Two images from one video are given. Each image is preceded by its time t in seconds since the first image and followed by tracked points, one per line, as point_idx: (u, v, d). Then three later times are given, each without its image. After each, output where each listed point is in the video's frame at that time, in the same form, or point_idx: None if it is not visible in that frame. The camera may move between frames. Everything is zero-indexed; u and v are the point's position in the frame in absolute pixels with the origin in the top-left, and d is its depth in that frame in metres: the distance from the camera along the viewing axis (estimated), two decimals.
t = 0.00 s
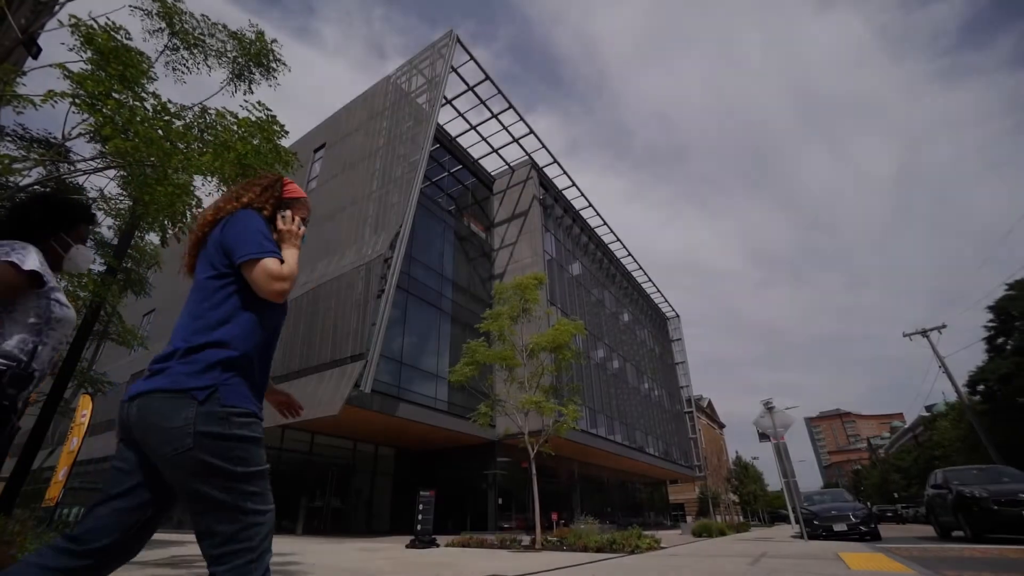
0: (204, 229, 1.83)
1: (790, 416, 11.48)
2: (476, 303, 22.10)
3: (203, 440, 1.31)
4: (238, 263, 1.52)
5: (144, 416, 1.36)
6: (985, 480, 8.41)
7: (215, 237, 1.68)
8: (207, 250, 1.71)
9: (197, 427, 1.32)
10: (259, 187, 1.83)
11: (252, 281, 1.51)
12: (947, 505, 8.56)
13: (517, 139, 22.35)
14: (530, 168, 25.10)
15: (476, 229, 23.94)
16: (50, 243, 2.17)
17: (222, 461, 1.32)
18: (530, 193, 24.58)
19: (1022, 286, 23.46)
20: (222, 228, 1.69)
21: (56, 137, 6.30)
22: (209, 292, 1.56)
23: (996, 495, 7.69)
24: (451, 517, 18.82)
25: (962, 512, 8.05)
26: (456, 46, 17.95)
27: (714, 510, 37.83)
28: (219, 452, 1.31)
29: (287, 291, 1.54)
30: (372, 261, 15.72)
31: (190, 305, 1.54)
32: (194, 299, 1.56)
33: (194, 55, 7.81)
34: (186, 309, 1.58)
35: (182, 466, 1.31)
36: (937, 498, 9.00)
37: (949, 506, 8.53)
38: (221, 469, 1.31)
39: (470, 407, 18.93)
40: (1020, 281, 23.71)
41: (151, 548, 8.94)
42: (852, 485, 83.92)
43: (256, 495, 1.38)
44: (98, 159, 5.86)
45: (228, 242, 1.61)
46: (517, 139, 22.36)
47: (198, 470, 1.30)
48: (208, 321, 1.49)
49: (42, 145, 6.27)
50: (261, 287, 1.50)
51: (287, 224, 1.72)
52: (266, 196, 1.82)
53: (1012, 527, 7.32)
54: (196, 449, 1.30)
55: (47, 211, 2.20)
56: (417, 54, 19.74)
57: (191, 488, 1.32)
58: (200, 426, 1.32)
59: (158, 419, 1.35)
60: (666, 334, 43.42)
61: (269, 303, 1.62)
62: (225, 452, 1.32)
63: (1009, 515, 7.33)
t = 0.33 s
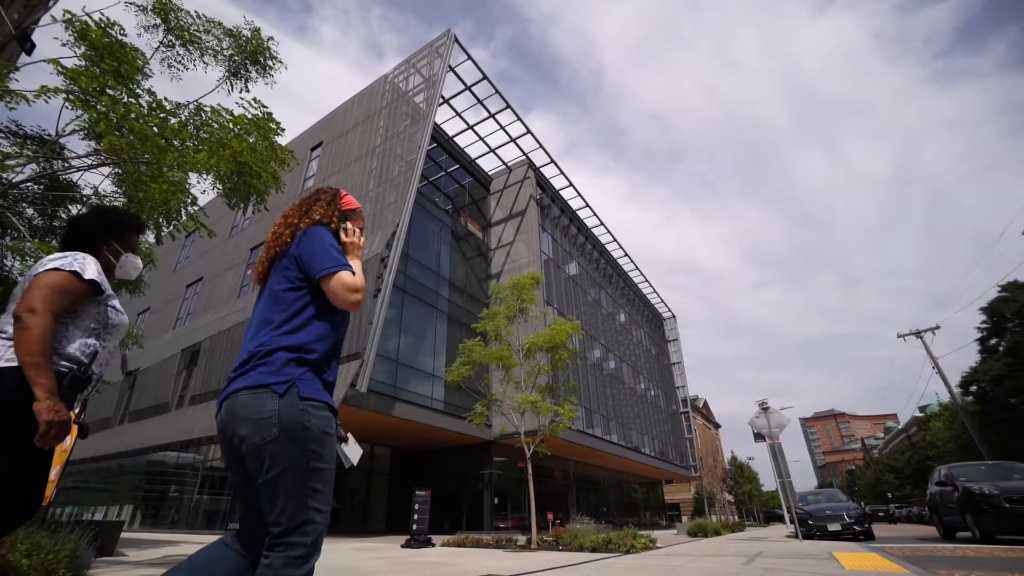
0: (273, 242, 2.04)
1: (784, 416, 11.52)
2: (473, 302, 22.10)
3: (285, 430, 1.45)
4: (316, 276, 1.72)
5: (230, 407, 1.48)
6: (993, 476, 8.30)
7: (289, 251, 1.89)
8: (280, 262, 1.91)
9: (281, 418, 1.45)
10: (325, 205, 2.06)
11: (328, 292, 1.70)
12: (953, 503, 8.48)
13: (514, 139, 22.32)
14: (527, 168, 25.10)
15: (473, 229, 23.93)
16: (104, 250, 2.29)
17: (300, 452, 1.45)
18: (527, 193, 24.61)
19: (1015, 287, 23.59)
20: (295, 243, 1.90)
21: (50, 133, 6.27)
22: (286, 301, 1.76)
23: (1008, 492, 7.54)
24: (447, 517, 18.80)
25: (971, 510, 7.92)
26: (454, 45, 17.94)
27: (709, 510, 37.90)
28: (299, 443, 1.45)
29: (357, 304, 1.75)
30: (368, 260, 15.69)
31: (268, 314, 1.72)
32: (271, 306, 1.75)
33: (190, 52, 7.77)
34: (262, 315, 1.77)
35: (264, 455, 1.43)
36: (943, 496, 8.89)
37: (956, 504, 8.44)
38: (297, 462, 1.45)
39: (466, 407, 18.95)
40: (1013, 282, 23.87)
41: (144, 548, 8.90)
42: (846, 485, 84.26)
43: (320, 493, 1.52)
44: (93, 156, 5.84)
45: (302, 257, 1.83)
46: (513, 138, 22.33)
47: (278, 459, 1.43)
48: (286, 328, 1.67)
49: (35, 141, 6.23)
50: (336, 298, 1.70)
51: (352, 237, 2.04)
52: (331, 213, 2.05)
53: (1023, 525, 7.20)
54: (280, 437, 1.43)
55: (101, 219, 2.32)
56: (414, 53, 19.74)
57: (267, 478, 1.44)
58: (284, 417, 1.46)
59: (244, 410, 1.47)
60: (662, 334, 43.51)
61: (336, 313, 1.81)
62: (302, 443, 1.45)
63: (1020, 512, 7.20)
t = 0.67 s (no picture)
0: (328, 248, 2.12)
1: (780, 416, 11.58)
2: (470, 302, 22.10)
3: (326, 428, 1.51)
4: (376, 285, 1.81)
5: (288, 400, 1.58)
6: (1004, 471, 8.02)
7: (347, 258, 1.97)
8: (338, 268, 1.99)
9: (326, 416, 1.52)
10: (379, 215, 2.15)
11: (388, 301, 1.79)
12: (963, 501, 8.26)
13: (512, 139, 22.33)
14: (524, 168, 25.11)
15: (470, 229, 23.91)
16: (149, 267, 2.52)
17: (335, 452, 1.51)
18: (524, 193, 24.65)
19: (1008, 288, 23.82)
20: (354, 251, 1.99)
21: (44, 130, 6.23)
22: (345, 307, 1.84)
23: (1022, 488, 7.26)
24: (443, 517, 18.80)
25: (983, 508, 7.62)
26: (452, 44, 17.92)
27: (705, 510, 38.00)
28: (337, 444, 1.51)
29: (413, 315, 1.84)
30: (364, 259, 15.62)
31: (329, 318, 1.80)
32: (331, 311, 1.83)
33: (185, 49, 7.73)
34: (322, 318, 1.85)
35: (306, 448, 1.50)
36: (953, 493, 8.65)
37: (965, 502, 8.21)
38: (327, 460, 1.50)
39: (463, 406, 18.96)
40: (1006, 284, 24.13)
41: (139, 548, 8.85)
42: (841, 485, 84.72)
43: (342, 497, 1.53)
44: (88, 153, 5.81)
45: (363, 264, 1.91)
46: (511, 138, 22.35)
47: (315, 454, 1.49)
48: (346, 332, 1.76)
49: (30, 138, 6.20)
50: (394, 308, 1.79)
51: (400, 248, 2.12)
52: (385, 224, 2.14)
53: None
54: (321, 435, 1.50)
55: (146, 239, 2.54)
56: (412, 52, 19.73)
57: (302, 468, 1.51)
58: (329, 418, 1.52)
59: (297, 404, 1.56)
60: (658, 335, 43.65)
61: (392, 320, 1.90)
62: (339, 444, 1.51)
63: None
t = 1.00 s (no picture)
0: (373, 270, 2.28)
1: (775, 417, 11.62)
2: (467, 302, 22.11)
3: (368, 436, 1.67)
4: (425, 309, 1.97)
5: (339, 412, 1.76)
6: (1016, 466, 7.63)
7: (395, 282, 2.12)
8: (386, 291, 2.15)
9: (369, 426, 1.69)
10: (420, 240, 2.30)
11: (438, 325, 1.95)
12: (976, 500, 7.80)
13: (509, 139, 22.36)
14: (521, 168, 25.12)
15: (467, 229, 23.90)
16: (190, 285, 2.68)
17: (376, 458, 1.67)
18: (521, 193, 24.64)
19: (1002, 290, 24.03)
20: (400, 275, 2.14)
21: (38, 127, 6.19)
22: (395, 328, 2.01)
23: None
24: (439, 517, 18.82)
25: (999, 504, 7.20)
26: (449, 44, 17.90)
27: (701, 510, 38.05)
28: (378, 451, 1.66)
29: (459, 334, 2.00)
30: (361, 259, 15.60)
31: (380, 339, 1.98)
32: (382, 333, 2.00)
33: (181, 46, 7.69)
34: (373, 339, 2.03)
35: (352, 454, 1.67)
36: (965, 492, 8.25)
37: (978, 500, 7.76)
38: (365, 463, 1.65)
39: (459, 406, 18.98)
40: (999, 285, 24.34)
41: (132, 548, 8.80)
42: (835, 484, 85.04)
43: (378, 498, 1.68)
44: (82, 150, 5.77)
45: (411, 288, 2.06)
46: (509, 138, 22.37)
47: (357, 460, 1.66)
48: (397, 354, 1.93)
49: (22, 135, 6.16)
50: (444, 329, 1.95)
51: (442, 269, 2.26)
52: (426, 248, 2.30)
53: None
54: (364, 442, 1.66)
55: (186, 259, 2.70)
56: (409, 51, 19.71)
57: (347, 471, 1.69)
58: (371, 428, 1.68)
59: (346, 416, 1.74)
60: (655, 335, 43.73)
61: (437, 338, 2.06)
62: (378, 452, 1.66)
63: None
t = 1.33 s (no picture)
0: (411, 289, 2.42)
1: (771, 417, 11.66)
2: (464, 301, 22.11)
3: (437, 455, 1.82)
4: (464, 324, 2.10)
5: (401, 434, 1.89)
6: None
7: (432, 300, 2.26)
8: (425, 310, 2.27)
9: (436, 446, 1.83)
10: (455, 259, 2.42)
11: (476, 339, 2.08)
12: (992, 498, 7.17)
13: (507, 139, 22.41)
14: (519, 168, 25.12)
15: (464, 228, 23.88)
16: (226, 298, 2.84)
17: (445, 474, 1.81)
18: (519, 193, 24.66)
19: (996, 291, 24.20)
20: (437, 293, 2.28)
21: (32, 123, 6.16)
22: (439, 346, 2.12)
23: None
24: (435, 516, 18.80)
25: (1019, 502, 6.60)
26: (447, 43, 17.90)
27: (697, 510, 38.12)
28: (447, 468, 1.81)
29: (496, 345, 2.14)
30: (357, 258, 15.58)
31: (424, 355, 2.11)
32: (426, 350, 2.13)
33: (177, 43, 7.66)
34: (417, 356, 2.15)
35: (423, 472, 1.80)
36: (978, 489, 7.58)
37: (994, 498, 7.14)
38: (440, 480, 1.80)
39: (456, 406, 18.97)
40: (993, 286, 24.52)
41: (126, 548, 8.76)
42: (831, 484, 85.21)
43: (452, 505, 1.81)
44: (76, 147, 5.75)
45: (450, 307, 2.18)
46: (506, 138, 22.42)
47: (428, 478, 1.80)
48: (441, 369, 2.05)
49: (16, 132, 6.12)
50: (482, 343, 2.07)
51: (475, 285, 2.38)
52: (461, 266, 2.41)
53: None
54: (434, 461, 1.80)
55: (219, 273, 2.85)
56: (407, 50, 19.69)
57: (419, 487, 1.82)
58: (438, 445, 1.83)
59: (409, 437, 1.87)
60: (652, 335, 43.82)
61: (476, 350, 2.20)
62: (446, 467, 1.81)
63: None
